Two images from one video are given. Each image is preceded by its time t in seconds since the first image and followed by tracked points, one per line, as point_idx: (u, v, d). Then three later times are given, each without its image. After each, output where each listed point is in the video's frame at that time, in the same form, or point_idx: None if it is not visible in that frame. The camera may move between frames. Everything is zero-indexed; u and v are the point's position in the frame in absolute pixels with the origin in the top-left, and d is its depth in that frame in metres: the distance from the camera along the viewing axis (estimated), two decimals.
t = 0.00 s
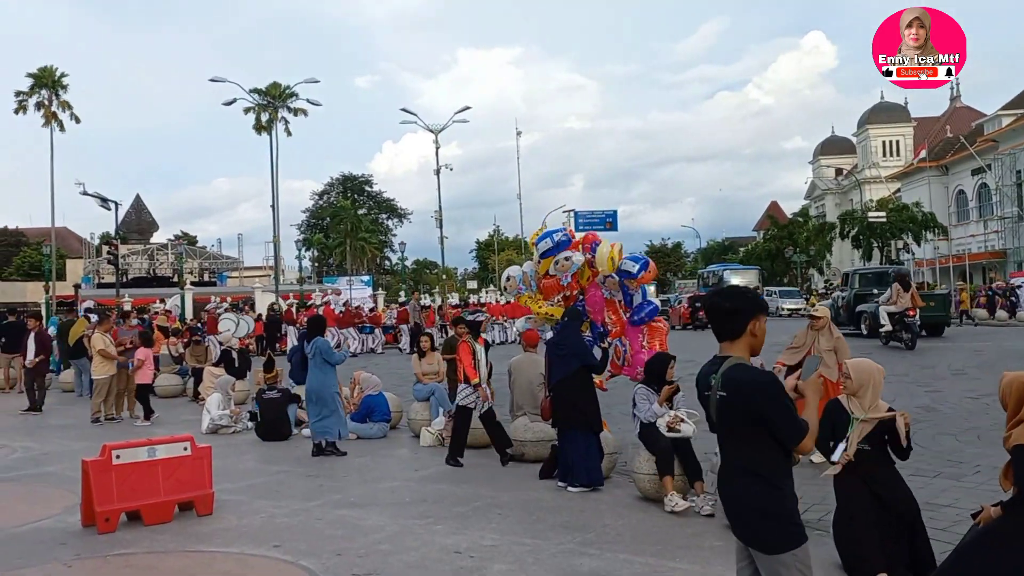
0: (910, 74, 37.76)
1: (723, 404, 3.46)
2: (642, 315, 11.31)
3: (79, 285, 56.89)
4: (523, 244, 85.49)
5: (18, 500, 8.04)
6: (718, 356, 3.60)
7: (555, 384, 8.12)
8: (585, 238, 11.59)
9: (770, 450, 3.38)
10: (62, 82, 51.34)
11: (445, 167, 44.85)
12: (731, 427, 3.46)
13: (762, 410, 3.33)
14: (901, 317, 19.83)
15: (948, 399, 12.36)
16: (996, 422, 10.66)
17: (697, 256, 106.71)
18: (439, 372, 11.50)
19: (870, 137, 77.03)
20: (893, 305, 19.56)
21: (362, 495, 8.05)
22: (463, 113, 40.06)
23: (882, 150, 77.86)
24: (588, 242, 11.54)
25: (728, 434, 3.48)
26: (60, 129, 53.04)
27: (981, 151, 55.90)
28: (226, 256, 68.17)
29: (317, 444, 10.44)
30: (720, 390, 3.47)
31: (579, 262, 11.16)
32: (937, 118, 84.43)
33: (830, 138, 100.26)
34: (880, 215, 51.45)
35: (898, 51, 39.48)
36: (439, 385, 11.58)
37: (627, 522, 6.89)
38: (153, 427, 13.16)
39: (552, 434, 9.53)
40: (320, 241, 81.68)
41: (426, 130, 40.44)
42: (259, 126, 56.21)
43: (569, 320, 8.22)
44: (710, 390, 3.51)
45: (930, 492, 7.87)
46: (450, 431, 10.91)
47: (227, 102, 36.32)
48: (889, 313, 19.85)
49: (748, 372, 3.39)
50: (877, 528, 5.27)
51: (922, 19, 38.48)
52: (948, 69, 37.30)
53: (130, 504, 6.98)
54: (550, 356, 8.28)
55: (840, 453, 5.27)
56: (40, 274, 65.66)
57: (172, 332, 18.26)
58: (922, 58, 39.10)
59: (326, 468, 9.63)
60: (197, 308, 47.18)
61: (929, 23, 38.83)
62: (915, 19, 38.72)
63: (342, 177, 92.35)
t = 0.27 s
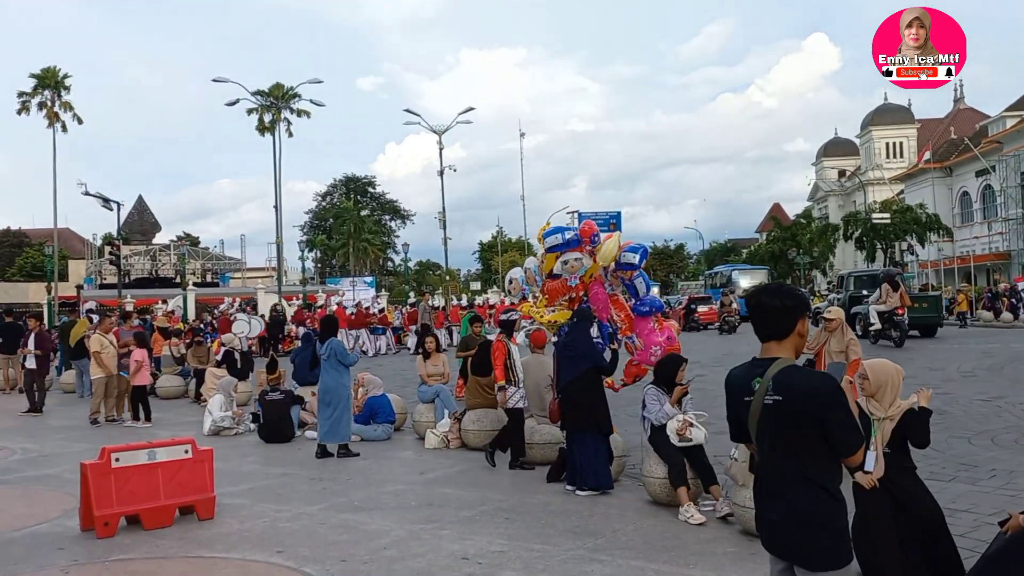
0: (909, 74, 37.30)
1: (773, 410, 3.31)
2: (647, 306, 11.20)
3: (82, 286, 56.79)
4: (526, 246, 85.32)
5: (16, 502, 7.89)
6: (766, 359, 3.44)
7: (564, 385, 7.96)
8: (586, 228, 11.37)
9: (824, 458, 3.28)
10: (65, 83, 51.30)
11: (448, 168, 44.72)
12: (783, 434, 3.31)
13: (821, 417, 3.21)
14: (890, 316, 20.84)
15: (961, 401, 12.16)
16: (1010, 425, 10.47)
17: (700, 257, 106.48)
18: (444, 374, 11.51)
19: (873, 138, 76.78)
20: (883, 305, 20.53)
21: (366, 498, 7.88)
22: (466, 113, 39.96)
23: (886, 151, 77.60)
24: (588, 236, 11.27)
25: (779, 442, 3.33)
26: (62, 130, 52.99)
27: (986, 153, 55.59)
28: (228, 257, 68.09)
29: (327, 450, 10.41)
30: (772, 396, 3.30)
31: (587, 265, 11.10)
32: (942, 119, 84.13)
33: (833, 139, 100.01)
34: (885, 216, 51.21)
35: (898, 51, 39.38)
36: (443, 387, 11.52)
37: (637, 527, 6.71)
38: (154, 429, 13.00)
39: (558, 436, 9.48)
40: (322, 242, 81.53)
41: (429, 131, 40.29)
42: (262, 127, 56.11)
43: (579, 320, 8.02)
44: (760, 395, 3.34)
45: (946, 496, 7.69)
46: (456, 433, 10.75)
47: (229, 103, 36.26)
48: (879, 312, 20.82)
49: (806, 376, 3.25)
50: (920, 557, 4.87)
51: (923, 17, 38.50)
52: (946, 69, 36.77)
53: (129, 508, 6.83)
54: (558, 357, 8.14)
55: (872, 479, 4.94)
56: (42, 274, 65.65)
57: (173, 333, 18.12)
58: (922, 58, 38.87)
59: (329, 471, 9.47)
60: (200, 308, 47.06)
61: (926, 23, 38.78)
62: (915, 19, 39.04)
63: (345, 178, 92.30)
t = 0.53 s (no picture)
0: (911, 74, 36.63)
1: (826, 432, 3.20)
2: (654, 301, 11.31)
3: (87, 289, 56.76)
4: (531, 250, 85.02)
5: (12, 515, 7.72)
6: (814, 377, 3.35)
7: (574, 396, 7.78)
8: (588, 229, 11.12)
9: (875, 482, 3.19)
10: (71, 87, 51.25)
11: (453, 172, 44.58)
12: (835, 455, 3.20)
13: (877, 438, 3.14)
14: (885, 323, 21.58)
15: (978, 412, 11.91)
16: None
17: (706, 262, 106.17)
18: (449, 382, 11.33)
19: (880, 142, 76.41)
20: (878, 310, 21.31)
21: (370, 511, 7.69)
22: (472, 117, 39.84)
23: (893, 155, 77.22)
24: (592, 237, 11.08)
25: (829, 463, 3.21)
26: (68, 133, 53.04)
27: (995, 158, 55.09)
28: (234, 261, 68.03)
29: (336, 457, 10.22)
30: (827, 416, 3.19)
31: (593, 270, 10.97)
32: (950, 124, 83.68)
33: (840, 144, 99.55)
34: (893, 221, 50.89)
35: (898, 51, 39.10)
36: (449, 396, 11.33)
37: (651, 544, 6.51)
38: (157, 436, 12.85)
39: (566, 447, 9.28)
40: (328, 246, 81.45)
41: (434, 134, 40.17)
42: (267, 131, 56.01)
43: (589, 328, 7.87)
44: (811, 415, 3.22)
45: (968, 512, 7.46)
46: (462, 442, 10.56)
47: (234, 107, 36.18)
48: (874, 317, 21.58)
49: (861, 396, 3.18)
50: None
51: (922, 17, 38.26)
52: (944, 69, 36.31)
53: (128, 522, 6.66)
54: (568, 366, 7.95)
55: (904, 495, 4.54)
56: (48, 278, 65.74)
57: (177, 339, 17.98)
58: (923, 58, 38.36)
59: (334, 482, 9.28)
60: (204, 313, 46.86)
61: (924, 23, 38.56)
62: (915, 19, 38.81)
63: (350, 182, 92.30)
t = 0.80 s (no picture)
0: (911, 73, 36.52)
1: (878, 442, 3.09)
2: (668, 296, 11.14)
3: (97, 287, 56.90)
4: (540, 250, 84.88)
5: (18, 514, 7.63)
6: (863, 385, 3.23)
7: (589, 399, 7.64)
8: (596, 228, 10.83)
9: (926, 497, 3.08)
10: (82, 85, 51.47)
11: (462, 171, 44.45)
12: (883, 467, 3.09)
13: (930, 450, 3.04)
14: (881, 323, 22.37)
15: (999, 416, 11.69)
16: None
17: (715, 263, 105.78)
18: (460, 382, 11.18)
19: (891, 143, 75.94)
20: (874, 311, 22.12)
21: (382, 514, 7.56)
22: (481, 116, 39.70)
23: (905, 156, 76.73)
24: (599, 236, 10.82)
25: (876, 475, 3.11)
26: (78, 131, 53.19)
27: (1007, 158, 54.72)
28: (243, 259, 68.08)
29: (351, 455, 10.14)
30: (877, 425, 3.08)
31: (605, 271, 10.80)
32: (962, 124, 83.06)
33: (851, 144, 99.15)
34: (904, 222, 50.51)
35: (898, 51, 39.15)
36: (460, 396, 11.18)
37: (670, 550, 6.37)
38: (165, 435, 12.76)
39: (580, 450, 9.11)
40: (336, 245, 81.46)
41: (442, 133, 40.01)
42: (277, 130, 56.14)
43: (606, 329, 7.69)
44: (860, 424, 3.11)
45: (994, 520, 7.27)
46: (473, 444, 10.40)
47: (244, 105, 36.25)
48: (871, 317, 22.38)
49: (914, 405, 3.07)
50: None
51: (923, 17, 38.29)
52: (946, 69, 36.25)
53: (137, 523, 6.55)
54: (583, 368, 7.79)
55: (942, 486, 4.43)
56: (58, 276, 65.96)
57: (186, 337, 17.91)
58: (923, 58, 38.28)
59: (345, 483, 9.15)
60: (214, 311, 46.88)
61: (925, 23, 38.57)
62: (915, 19, 39.21)
63: (359, 182, 92.33)
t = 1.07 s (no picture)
0: (911, 74, 36.35)
1: (917, 456, 2.90)
2: (687, 301, 10.71)
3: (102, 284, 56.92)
4: (545, 247, 84.60)
5: (21, 515, 7.47)
6: (902, 396, 3.04)
7: (604, 400, 7.46)
8: (600, 225, 10.77)
9: (970, 513, 2.87)
10: (88, 81, 51.38)
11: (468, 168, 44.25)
12: (923, 481, 2.90)
13: (974, 463, 2.83)
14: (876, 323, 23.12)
15: (1019, 417, 11.47)
16: None
17: (721, 261, 105.53)
18: (470, 381, 10.98)
19: (898, 140, 75.62)
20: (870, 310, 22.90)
21: (392, 517, 7.39)
22: (487, 112, 39.52)
23: (912, 154, 76.44)
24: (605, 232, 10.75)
25: (916, 491, 2.91)
26: (84, 127, 53.14)
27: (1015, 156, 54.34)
28: (248, 257, 68.12)
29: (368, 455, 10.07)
30: (916, 439, 2.89)
31: (614, 267, 10.79)
32: (969, 122, 82.65)
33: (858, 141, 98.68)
34: (912, 220, 50.25)
35: (898, 51, 39.04)
36: (470, 395, 10.98)
37: (690, 557, 6.18)
38: (171, 433, 12.61)
39: (593, 450, 8.91)
40: (341, 242, 81.47)
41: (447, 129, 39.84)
42: (283, 126, 56.03)
43: (622, 328, 7.51)
44: (898, 437, 2.93)
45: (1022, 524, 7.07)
46: (484, 444, 10.23)
47: (249, 102, 36.14)
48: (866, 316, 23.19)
49: (957, 416, 2.87)
50: None
51: (923, 17, 38.17)
52: (947, 69, 36.09)
53: (141, 526, 6.39)
54: (598, 367, 7.61)
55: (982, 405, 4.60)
56: (63, 272, 66.01)
57: (192, 334, 17.79)
58: (922, 58, 38.12)
59: (354, 483, 8.97)
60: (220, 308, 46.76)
61: (927, 23, 38.39)
62: (915, 19, 39.17)
63: (364, 179, 92.31)
